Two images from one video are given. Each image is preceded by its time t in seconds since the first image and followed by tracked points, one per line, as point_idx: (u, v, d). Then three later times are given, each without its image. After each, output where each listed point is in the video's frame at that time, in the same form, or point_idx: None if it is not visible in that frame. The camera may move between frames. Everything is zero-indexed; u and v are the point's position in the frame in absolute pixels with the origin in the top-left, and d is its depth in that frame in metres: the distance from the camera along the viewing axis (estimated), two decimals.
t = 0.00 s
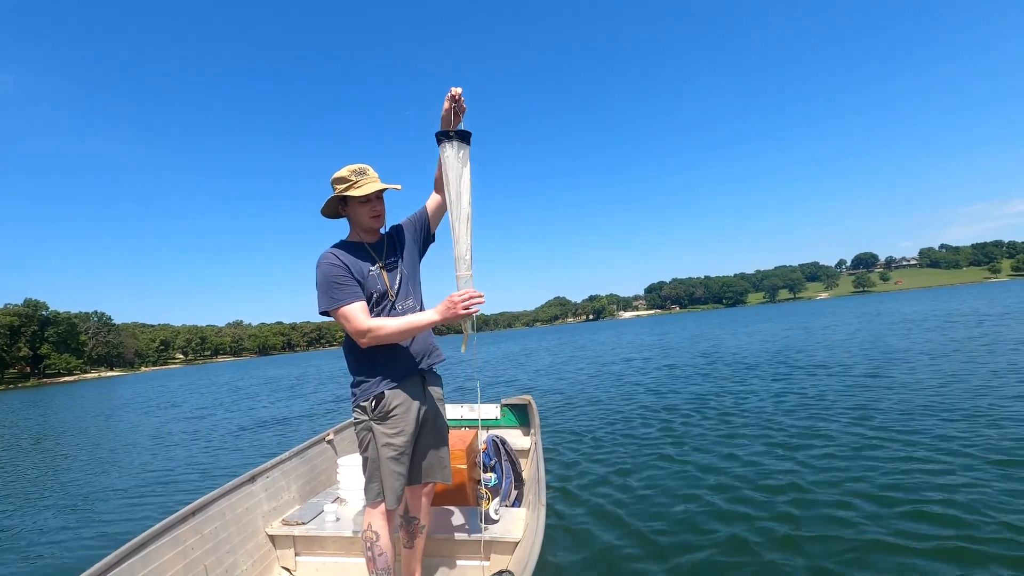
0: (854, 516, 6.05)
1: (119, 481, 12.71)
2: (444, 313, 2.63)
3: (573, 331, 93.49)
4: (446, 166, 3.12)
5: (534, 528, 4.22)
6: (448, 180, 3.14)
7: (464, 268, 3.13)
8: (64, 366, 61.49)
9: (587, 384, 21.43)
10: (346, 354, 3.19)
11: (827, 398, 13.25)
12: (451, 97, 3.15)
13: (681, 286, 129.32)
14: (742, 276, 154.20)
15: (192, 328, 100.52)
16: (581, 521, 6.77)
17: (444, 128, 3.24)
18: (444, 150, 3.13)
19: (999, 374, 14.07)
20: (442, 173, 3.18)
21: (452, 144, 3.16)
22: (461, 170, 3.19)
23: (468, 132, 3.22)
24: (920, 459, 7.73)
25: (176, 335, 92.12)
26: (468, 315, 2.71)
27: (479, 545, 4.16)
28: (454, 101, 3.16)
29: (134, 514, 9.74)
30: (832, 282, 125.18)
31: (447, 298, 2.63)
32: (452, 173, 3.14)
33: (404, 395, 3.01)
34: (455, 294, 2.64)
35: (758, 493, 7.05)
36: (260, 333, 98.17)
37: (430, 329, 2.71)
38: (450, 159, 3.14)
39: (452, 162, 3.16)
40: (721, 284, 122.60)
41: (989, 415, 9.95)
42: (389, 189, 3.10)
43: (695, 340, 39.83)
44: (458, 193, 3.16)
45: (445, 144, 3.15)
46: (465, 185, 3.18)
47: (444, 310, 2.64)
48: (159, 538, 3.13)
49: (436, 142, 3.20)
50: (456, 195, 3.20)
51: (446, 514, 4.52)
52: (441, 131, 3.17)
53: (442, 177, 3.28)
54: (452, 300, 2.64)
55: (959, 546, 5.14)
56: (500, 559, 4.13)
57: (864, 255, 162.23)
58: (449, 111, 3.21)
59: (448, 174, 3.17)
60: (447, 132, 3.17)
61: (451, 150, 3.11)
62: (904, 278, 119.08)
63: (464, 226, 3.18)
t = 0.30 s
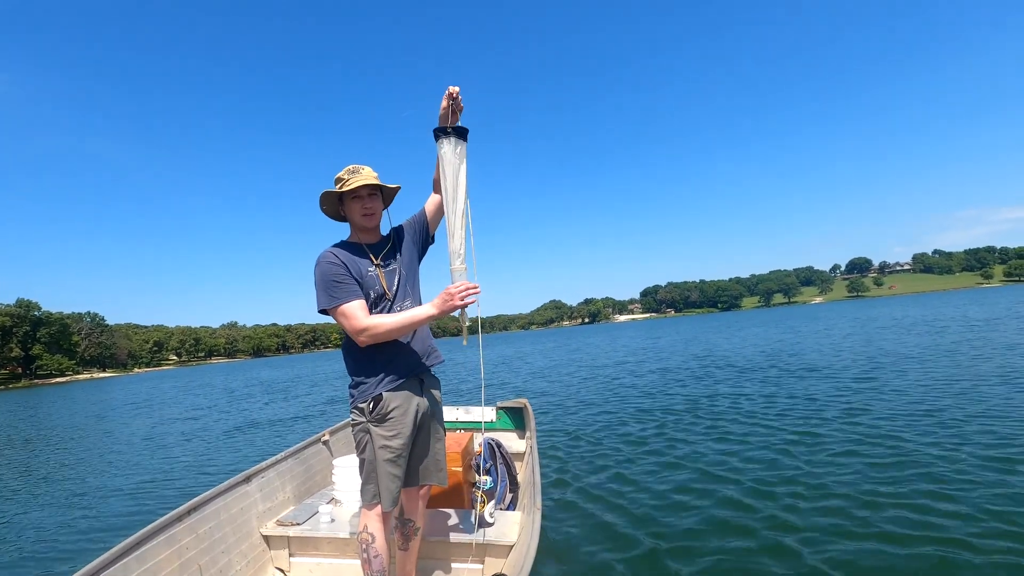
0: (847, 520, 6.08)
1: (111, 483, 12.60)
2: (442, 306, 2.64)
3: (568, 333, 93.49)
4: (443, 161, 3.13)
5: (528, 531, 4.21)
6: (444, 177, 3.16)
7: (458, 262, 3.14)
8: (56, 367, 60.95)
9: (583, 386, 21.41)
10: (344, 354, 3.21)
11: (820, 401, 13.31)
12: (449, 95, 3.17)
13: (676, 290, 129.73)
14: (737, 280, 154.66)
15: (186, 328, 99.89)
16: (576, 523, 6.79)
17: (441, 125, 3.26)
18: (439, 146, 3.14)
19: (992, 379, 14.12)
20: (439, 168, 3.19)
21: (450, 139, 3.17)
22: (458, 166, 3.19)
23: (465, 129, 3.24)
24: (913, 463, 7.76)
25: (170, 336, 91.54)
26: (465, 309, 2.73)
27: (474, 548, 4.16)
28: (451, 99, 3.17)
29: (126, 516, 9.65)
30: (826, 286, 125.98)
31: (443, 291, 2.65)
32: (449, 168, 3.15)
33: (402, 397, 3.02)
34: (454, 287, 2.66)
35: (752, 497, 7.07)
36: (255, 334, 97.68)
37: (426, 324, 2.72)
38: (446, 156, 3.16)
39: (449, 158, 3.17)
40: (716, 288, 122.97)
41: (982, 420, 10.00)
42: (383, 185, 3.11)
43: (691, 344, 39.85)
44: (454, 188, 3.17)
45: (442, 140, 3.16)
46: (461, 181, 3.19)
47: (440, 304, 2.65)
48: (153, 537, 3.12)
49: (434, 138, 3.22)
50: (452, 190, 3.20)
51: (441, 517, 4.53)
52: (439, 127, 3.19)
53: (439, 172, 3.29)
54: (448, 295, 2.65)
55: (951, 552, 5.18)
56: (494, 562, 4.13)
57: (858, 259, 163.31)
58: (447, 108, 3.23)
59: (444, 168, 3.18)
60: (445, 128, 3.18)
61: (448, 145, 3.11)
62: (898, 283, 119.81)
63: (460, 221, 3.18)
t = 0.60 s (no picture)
0: (842, 519, 6.13)
1: (101, 485, 12.50)
2: (436, 307, 2.65)
3: (563, 334, 93.54)
4: (440, 164, 3.17)
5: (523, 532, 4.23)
6: (441, 178, 3.18)
7: (453, 264, 3.15)
8: (47, 368, 60.33)
9: (576, 387, 21.40)
10: (341, 354, 3.21)
11: (813, 401, 13.40)
12: (447, 98, 3.18)
13: (671, 291, 130.11)
14: (731, 281, 155.28)
15: (178, 330, 99.27)
16: (571, 523, 6.81)
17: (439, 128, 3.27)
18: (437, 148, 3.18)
19: (982, 379, 14.28)
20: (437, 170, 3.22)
21: (447, 142, 3.20)
22: (454, 168, 3.20)
23: (462, 132, 3.25)
24: (905, 464, 7.82)
25: (162, 337, 90.90)
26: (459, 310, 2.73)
27: (468, 549, 4.16)
28: (449, 102, 3.18)
29: (117, 519, 9.56)
30: (819, 287, 126.76)
31: (438, 293, 2.65)
32: (447, 170, 3.18)
33: (398, 399, 3.02)
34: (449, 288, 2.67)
35: (747, 496, 7.11)
36: (248, 335, 97.17)
37: (421, 325, 2.72)
38: (443, 158, 3.18)
39: (446, 161, 3.19)
40: (711, 289, 123.43)
41: (973, 421, 10.08)
42: (382, 188, 3.12)
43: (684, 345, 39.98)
44: (451, 189, 3.19)
45: (441, 143, 3.20)
46: (457, 183, 3.20)
47: (435, 306, 2.65)
48: (146, 539, 3.11)
49: (431, 140, 3.24)
50: (449, 191, 3.22)
51: (436, 518, 4.54)
52: (438, 130, 3.22)
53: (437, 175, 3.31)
54: (443, 296, 2.65)
55: (947, 551, 5.23)
56: (488, 563, 4.14)
57: (851, 261, 164.31)
58: (445, 111, 3.24)
59: (442, 171, 3.21)
60: (443, 131, 3.21)
61: (446, 147, 3.15)
62: (890, 285, 120.69)
63: (455, 222, 3.18)
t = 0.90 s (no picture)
0: (836, 513, 6.19)
1: (95, 488, 12.45)
2: (431, 318, 2.67)
3: (559, 336, 93.58)
4: (437, 168, 3.19)
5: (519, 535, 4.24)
6: (439, 183, 3.19)
7: (451, 269, 3.16)
8: (39, 372, 59.84)
9: (572, 389, 21.43)
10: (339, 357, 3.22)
11: (807, 402, 13.49)
12: (445, 102, 3.18)
13: (667, 293, 130.44)
14: (726, 283, 155.79)
15: (172, 333, 98.75)
16: (567, 523, 6.81)
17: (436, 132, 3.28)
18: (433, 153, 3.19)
19: (974, 380, 14.41)
20: (434, 174, 3.24)
21: (444, 147, 3.21)
22: (451, 173, 3.22)
23: (459, 136, 3.26)
24: (898, 462, 7.87)
25: (156, 340, 90.46)
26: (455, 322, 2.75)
27: (464, 552, 4.17)
28: (447, 106, 3.19)
29: (110, 522, 9.50)
30: (814, 289, 127.34)
31: (433, 305, 2.66)
32: (444, 175, 3.20)
33: (394, 402, 3.03)
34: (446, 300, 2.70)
35: (742, 494, 7.15)
36: (243, 338, 96.76)
37: (415, 333, 2.74)
38: (440, 163, 3.19)
39: (443, 166, 3.20)
40: (706, 291, 123.82)
41: (965, 420, 10.16)
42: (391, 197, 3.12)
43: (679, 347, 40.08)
44: (449, 194, 3.21)
45: (437, 147, 3.20)
46: (455, 188, 3.22)
47: (430, 316, 2.67)
48: (142, 542, 3.11)
49: (429, 144, 3.24)
50: (447, 196, 3.24)
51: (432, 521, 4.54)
52: (435, 134, 3.22)
53: (434, 179, 3.33)
54: (439, 307, 2.67)
55: (940, 543, 5.28)
56: (485, 565, 4.15)
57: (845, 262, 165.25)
58: (443, 115, 3.25)
59: (439, 175, 3.22)
60: (440, 136, 3.21)
61: (442, 151, 3.15)
62: (884, 286, 121.45)
63: (453, 227, 3.21)
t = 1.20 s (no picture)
0: (825, 510, 6.26)
1: (83, 489, 12.33)
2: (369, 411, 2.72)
3: (551, 335, 93.66)
4: (435, 165, 3.15)
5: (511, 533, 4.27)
6: (438, 179, 3.16)
7: (453, 266, 3.27)
8: (26, 373, 59.01)
9: (564, 387, 21.47)
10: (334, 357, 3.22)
11: (796, 399, 13.62)
12: (440, 99, 3.18)
13: (658, 292, 131.01)
14: (717, 282, 156.60)
15: (161, 333, 97.81)
16: (560, 520, 6.84)
17: (432, 130, 3.26)
18: (432, 150, 3.15)
19: (959, 377, 14.63)
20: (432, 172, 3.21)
21: (442, 144, 3.19)
22: (449, 170, 3.19)
23: (455, 133, 3.24)
24: (887, 458, 7.97)
25: (145, 340, 89.62)
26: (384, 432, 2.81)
27: (458, 551, 4.18)
28: (442, 104, 3.19)
29: (99, 524, 9.40)
30: (803, 288, 128.62)
31: (378, 405, 2.71)
32: (442, 172, 3.16)
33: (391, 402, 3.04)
34: (386, 411, 2.73)
35: (734, 492, 7.20)
36: (233, 338, 96.04)
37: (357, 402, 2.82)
38: (437, 160, 3.16)
39: (440, 163, 3.18)
40: (697, 290, 124.49)
41: (950, 416, 10.32)
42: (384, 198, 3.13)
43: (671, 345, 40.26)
44: (447, 192, 3.22)
45: (435, 145, 3.18)
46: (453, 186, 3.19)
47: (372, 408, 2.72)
48: (133, 543, 3.10)
49: (425, 142, 3.22)
50: (445, 195, 3.26)
51: (425, 520, 4.54)
52: (431, 131, 3.21)
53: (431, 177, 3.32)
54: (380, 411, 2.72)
55: (927, 540, 5.35)
56: (478, 564, 4.18)
57: (835, 262, 166.95)
58: (438, 113, 3.23)
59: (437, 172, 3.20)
60: (437, 133, 3.19)
61: (441, 149, 3.12)
62: (873, 286, 122.63)
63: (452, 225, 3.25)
